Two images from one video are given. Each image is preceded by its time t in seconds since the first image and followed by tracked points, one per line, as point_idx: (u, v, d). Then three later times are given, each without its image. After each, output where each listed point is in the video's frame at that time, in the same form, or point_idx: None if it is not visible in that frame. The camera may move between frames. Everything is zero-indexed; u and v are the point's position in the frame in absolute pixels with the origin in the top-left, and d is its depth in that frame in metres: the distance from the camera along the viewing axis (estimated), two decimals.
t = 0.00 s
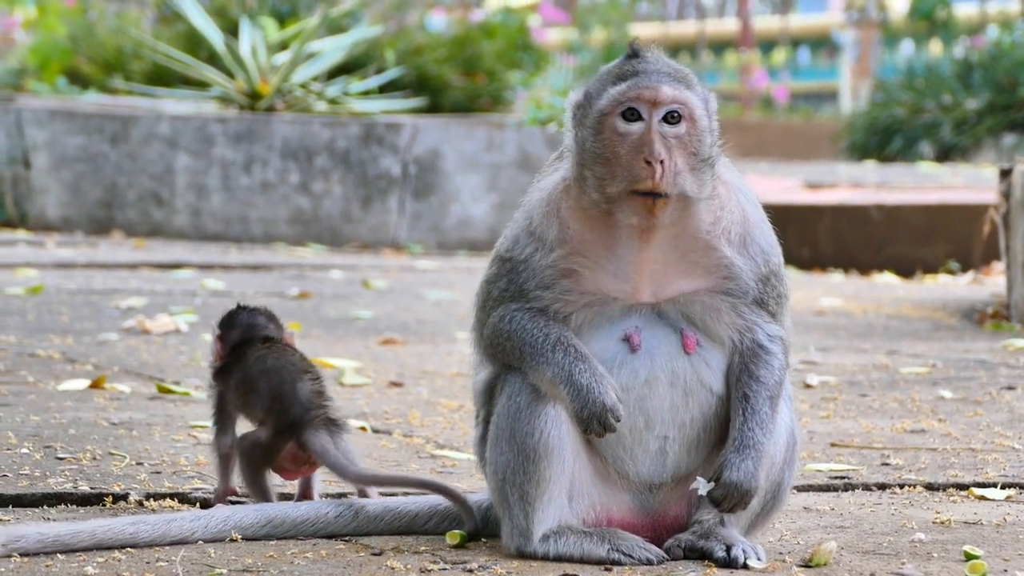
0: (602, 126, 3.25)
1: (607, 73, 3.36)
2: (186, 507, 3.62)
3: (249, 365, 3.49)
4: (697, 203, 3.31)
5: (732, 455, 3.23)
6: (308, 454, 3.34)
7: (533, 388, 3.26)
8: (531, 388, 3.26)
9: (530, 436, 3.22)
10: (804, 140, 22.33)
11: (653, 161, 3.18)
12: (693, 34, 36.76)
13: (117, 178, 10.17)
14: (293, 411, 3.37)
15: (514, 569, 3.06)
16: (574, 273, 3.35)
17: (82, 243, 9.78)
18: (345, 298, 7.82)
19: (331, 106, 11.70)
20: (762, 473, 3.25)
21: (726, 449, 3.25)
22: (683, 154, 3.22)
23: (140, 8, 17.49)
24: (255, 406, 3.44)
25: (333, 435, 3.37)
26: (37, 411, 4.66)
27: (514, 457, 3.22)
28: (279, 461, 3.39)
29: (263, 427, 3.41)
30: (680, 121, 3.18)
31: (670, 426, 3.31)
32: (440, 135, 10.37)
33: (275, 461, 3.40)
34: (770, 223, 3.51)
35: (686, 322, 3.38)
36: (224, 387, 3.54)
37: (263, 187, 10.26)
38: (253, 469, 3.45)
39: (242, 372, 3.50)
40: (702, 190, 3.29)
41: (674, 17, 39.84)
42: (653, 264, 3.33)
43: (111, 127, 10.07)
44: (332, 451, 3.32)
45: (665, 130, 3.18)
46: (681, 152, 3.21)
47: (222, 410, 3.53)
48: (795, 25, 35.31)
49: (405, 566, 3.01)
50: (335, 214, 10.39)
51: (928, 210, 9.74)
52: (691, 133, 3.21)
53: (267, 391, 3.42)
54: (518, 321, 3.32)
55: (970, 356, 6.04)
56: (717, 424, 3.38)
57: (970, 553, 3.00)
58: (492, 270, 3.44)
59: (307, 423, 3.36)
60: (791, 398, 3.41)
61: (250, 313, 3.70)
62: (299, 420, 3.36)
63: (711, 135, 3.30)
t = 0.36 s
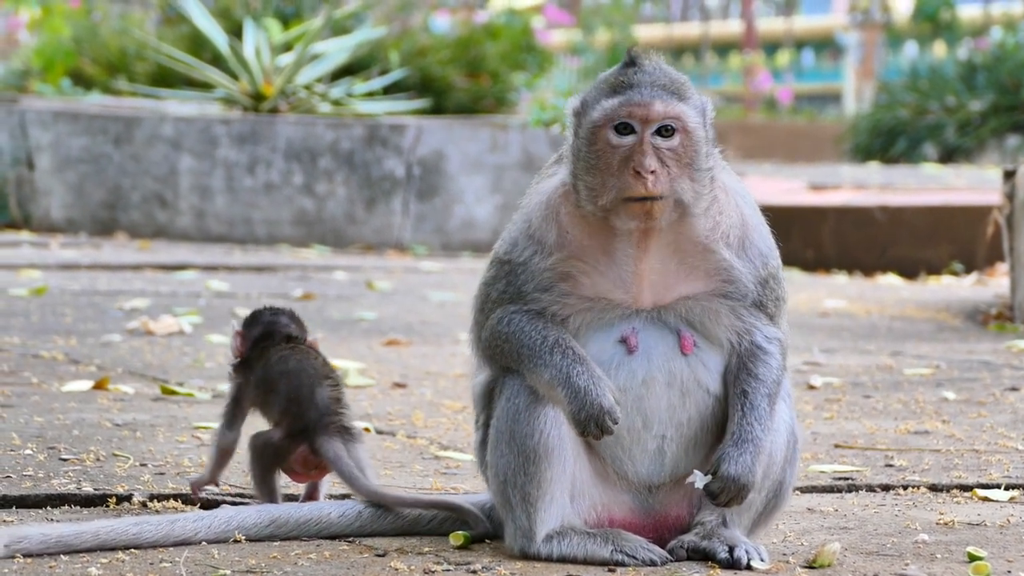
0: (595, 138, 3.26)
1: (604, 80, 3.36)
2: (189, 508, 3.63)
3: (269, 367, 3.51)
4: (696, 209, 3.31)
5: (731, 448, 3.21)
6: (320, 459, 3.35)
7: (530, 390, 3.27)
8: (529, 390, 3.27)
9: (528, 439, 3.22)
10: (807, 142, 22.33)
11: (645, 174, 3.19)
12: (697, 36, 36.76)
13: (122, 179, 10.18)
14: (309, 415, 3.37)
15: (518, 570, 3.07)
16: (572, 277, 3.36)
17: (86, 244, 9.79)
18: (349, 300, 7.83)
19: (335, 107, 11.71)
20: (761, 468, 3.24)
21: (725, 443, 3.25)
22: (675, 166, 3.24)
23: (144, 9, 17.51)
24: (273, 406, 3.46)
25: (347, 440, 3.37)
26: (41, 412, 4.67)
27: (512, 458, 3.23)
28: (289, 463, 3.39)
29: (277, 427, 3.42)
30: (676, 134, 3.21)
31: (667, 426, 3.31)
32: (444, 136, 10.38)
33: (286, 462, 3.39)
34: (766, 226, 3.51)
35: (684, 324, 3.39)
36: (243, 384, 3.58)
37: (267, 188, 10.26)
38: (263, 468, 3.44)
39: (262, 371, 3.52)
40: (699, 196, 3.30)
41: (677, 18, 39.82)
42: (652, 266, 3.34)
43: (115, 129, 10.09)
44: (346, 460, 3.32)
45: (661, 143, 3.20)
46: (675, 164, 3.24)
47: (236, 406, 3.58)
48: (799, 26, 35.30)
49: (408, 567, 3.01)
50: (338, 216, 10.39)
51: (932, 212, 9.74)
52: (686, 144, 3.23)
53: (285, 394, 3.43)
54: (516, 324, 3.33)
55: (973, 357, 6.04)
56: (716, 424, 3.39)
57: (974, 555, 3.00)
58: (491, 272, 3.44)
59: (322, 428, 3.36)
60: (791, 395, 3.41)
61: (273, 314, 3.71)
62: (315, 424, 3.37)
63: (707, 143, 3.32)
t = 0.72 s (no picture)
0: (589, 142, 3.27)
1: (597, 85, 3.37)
2: (191, 509, 3.64)
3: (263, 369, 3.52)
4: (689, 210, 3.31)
5: (720, 442, 3.21)
6: (315, 459, 3.36)
7: (521, 393, 3.27)
8: (520, 393, 3.27)
9: (521, 441, 3.23)
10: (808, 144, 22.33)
11: (642, 176, 3.19)
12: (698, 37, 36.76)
13: (123, 181, 10.20)
14: (303, 415, 3.39)
15: (520, 571, 3.08)
16: (564, 281, 3.37)
17: (87, 246, 9.80)
18: (350, 301, 7.83)
19: (336, 109, 11.72)
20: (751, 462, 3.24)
21: (714, 437, 3.24)
22: (670, 168, 3.23)
23: (145, 11, 17.54)
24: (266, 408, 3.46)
25: (340, 441, 3.39)
26: (42, 415, 4.67)
27: (506, 459, 3.24)
28: (284, 465, 3.40)
29: (271, 429, 3.42)
30: (671, 137, 3.21)
31: (658, 427, 3.31)
32: (446, 138, 10.39)
33: (281, 464, 3.40)
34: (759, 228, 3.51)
35: (675, 326, 3.39)
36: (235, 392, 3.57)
37: (268, 190, 10.27)
38: (261, 472, 3.44)
39: (255, 377, 3.52)
40: (693, 197, 3.30)
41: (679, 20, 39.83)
42: (643, 269, 3.34)
43: (116, 131, 10.11)
44: (338, 458, 3.33)
45: (656, 147, 3.21)
46: (670, 167, 3.23)
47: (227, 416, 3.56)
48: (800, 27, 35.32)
49: (410, 569, 3.02)
50: (340, 218, 10.40)
51: (933, 213, 9.75)
52: (680, 147, 3.23)
53: (279, 394, 3.44)
54: (507, 328, 3.33)
55: (975, 358, 6.04)
56: (708, 425, 3.39)
57: (975, 555, 3.00)
58: (482, 277, 3.45)
59: (316, 427, 3.38)
60: (784, 394, 3.41)
61: (272, 323, 3.72)
62: (308, 424, 3.38)
63: (700, 147, 3.32)
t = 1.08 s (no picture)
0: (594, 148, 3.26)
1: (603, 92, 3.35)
2: (191, 510, 3.64)
3: (267, 361, 3.52)
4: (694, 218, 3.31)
5: (722, 446, 3.21)
6: (322, 451, 3.37)
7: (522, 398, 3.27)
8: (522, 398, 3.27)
9: (522, 446, 3.24)
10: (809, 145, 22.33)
11: (650, 183, 3.19)
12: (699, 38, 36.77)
13: (124, 181, 10.19)
14: (309, 407, 3.40)
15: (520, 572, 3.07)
16: (567, 286, 3.36)
17: (88, 247, 9.79)
18: (350, 302, 7.82)
19: (337, 110, 11.72)
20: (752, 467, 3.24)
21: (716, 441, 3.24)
22: (675, 177, 3.24)
23: (146, 12, 17.55)
24: (272, 402, 3.47)
25: (344, 433, 3.40)
26: (43, 415, 4.67)
27: (506, 462, 3.24)
28: (290, 458, 3.40)
29: (277, 423, 3.43)
30: (677, 145, 3.21)
31: (659, 432, 3.31)
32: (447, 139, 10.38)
33: (287, 458, 3.40)
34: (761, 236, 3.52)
35: (677, 332, 3.39)
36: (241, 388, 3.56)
37: (269, 191, 10.27)
38: (265, 469, 3.43)
39: (261, 371, 3.52)
40: (699, 205, 3.30)
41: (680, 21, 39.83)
42: (646, 276, 3.34)
43: (117, 131, 10.11)
44: (346, 448, 3.35)
45: (663, 155, 3.21)
46: (676, 175, 3.24)
47: (235, 412, 3.55)
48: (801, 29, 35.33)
49: (412, 570, 3.02)
50: (341, 219, 10.39)
51: (933, 215, 9.75)
52: (685, 155, 3.23)
53: (285, 386, 3.44)
54: (509, 333, 3.33)
55: (975, 360, 6.03)
56: (708, 431, 3.39)
57: (976, 557, 3.00)
58: (483, 280, 3.44)
59: (322, 419, 3.39)
60: (785, 398, 3.42)
61: (272, 319, 3.71)
62: (315, 417, 3.39)
63: (705, 155, 3.32)
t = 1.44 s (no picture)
0: (574, 166, 3.16)
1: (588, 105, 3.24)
2: (192, 510, 3.64)
3: (268, 358, 3.52)
4: (680, 232, 3.22)
5: (719, 452, 3.21)
6: (323, 449, 3.37)
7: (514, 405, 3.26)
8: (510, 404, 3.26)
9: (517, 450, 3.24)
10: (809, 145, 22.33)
11: (623, 202, 3.09)
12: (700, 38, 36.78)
13: (125, 181, 10.20)
14: (310, 405, 3.40)
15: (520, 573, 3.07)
16: (560, 297, 3.31)
17: (88, 247, 9.80)
18: (351, 303, 7.82)
19: (338, 110, 11.72)
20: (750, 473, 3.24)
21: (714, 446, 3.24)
22: (654, 196, 3.14)
23: (147, 12, 17.56)
24: (274, 399, 3.47)
25: (345, 431, 3.40)
26: (44, 416, 4.67)
27: (498, 466, 3.25)
28: (290, 456, 3.40)
29: (278, 420, 3.43)
30: (656, 162, 3.12)
31: (656, 438, 3.31)
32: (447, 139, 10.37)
33: (287, 456, 3.41)
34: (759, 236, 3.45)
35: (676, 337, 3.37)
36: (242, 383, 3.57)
37: (270, 191, 10.27)
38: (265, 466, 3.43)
39: (263, 365, 3.52)
40: (679, 224, 3.20)
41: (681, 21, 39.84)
42: (638, 290, 3.26)
43: (118, 132, 10.12)
44: (346, 445, 3.35)
45: (640, 172, 3.12)
46: (656, 192, 3.14)
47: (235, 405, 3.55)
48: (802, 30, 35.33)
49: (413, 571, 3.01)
50: (341, 219, 10.39)
51: (934, 216, 9.75)
52: (668, 172, 3.15)
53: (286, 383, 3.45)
54: (500, 340, 3.32)
55: (976, 360, 6.04)
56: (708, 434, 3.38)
57: (976, 558, 3.01)
58: (479, 283, 3.42)
59: (323, 417, 3.39)
60: (784, 399, 3.41)
61: (272, 316, 3.71)
62: (316, 414, 3.39)
63: (691, 168, 3.21)
